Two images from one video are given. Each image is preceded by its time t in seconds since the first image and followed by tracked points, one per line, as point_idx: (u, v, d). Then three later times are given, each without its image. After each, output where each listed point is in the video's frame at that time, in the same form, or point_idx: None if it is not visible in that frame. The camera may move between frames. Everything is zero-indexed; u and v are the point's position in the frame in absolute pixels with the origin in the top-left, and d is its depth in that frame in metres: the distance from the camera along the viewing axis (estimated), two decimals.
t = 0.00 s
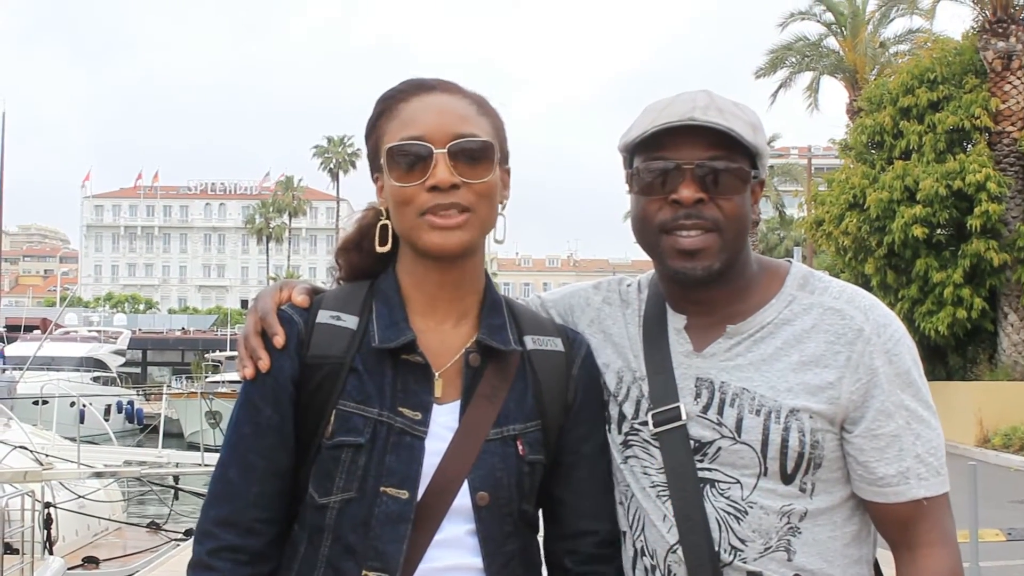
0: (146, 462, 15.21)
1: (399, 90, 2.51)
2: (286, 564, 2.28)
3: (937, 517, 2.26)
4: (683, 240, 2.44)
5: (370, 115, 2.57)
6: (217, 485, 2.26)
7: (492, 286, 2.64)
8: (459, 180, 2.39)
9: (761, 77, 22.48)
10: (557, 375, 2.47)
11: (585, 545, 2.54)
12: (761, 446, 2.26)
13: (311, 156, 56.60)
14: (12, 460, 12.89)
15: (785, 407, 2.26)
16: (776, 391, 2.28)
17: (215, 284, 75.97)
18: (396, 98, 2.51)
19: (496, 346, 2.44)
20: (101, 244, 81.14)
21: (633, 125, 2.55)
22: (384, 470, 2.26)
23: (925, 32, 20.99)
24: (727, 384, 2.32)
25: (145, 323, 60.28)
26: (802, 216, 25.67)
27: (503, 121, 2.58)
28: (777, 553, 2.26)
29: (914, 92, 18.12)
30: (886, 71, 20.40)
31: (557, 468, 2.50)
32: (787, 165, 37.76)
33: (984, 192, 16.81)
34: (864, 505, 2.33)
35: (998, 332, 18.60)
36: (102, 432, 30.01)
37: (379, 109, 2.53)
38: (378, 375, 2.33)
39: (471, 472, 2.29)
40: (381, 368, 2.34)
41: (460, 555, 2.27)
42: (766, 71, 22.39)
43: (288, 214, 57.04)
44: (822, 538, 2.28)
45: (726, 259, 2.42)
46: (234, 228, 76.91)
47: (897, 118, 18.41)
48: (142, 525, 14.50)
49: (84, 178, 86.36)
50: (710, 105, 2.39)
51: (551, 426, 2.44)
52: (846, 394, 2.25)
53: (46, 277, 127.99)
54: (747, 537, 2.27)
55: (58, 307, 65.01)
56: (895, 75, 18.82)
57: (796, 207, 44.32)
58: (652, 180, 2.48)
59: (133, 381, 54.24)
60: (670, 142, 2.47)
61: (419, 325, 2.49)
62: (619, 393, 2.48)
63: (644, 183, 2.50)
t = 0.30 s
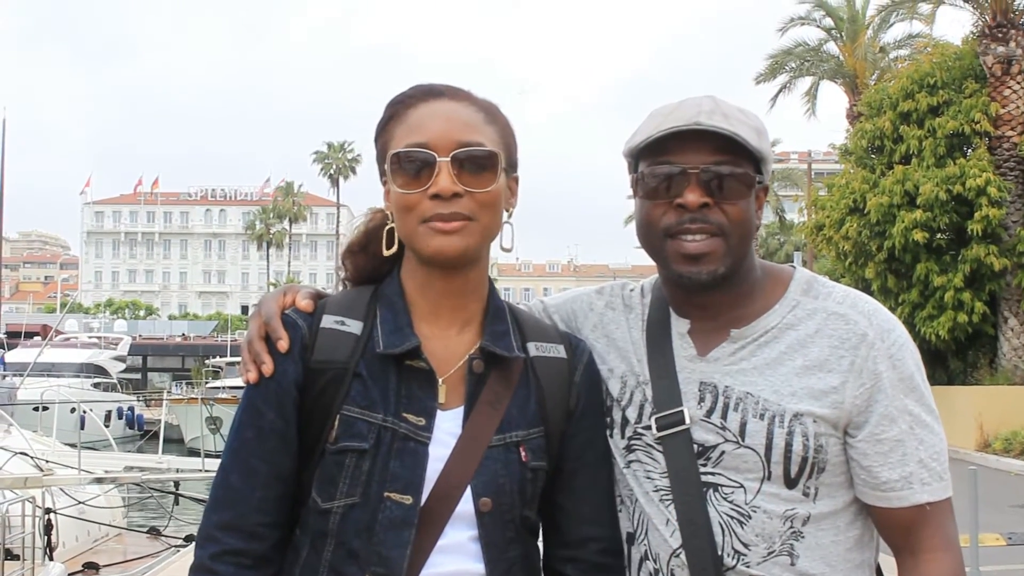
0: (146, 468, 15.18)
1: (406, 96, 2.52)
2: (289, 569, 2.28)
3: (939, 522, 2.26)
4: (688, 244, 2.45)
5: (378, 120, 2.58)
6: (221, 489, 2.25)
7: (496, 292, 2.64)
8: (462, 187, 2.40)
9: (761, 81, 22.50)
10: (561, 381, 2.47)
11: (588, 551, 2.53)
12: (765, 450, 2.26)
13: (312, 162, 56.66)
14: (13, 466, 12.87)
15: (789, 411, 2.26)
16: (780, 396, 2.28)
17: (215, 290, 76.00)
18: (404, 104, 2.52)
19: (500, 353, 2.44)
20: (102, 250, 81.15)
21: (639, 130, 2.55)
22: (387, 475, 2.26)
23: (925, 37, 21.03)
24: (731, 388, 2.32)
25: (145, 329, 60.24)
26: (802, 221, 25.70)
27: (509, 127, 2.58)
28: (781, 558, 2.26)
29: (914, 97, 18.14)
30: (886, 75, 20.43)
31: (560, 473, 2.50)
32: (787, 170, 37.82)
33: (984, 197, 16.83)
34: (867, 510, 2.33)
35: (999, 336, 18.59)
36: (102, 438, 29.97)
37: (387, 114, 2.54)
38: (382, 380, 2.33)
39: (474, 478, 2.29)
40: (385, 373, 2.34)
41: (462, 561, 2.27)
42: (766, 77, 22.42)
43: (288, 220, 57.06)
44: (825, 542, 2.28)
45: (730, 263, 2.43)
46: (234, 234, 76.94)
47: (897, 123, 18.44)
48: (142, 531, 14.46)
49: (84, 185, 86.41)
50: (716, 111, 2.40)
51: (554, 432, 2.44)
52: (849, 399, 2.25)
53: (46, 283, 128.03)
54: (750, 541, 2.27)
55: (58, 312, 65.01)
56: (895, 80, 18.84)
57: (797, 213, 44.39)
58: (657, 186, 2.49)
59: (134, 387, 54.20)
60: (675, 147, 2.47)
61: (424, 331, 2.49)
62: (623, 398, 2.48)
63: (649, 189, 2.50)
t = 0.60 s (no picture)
0: (144, 467, 15.17)
1: (409, 96, 2.52)
2: (288, 570, 2.28)
3: (939, 527, 2.26)
4: (689, 245, 2.45)
5: (381, 121, 2.57)
6: (222, 489, 2.25)
7: (498, 295, 2.65)
8: (464, 189, 2.40)
9: (761, 85, 22.55)
10: (563, 383, 2.47)
11: (588, 553, 2.53)
12: (767, 453, 2.26)
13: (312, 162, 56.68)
14: (11, 464, 12.86)
15: (791, 415, 2.26)
16: (782, 400, 2.28)
17: (214, 290, 76.03)
18: (406, 105, 2.52)
19: (502, 355, 2.44)
20: (101, 250, 81.11)
21: (639, 132, 2.55)
22: (388, 476, 2.26)
23: (925, 41, 21.08)
24: (733, 392, 2.32)
25: (144, 329, 60.21)
26: (801, 224, 25.74)
27: (512, 128, 2.58)
28: (781, 561, 2.26)
29: (914, 100, 18.16)
30: (886, 79, 20.47)
31: (561, 476, 2.50)
32: (787, 173, 37.87)
33: (983, 201, 16.84)
34: (866, 514, 2.33)
35: (997, 340, 18.59)
36: (101, 437, 29.94)
37: (390, 115, 2.54)
38: (384, 381, 2.33)
39: (475, 480, 2.29)
40: (386, 374, 2.34)
41: (462, 563, 2.27)
42: (766, 80, 22.47)
43: (288, 220, 57.05)
44: (824, 546, 2.28)
45: (731, 265, 2.44)
46: (233, 234, 76.97)
47: (897, 126, 18.46)
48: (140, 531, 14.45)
49: (83, 184, 86.39)
50: (717, 112, 2.40)
51: (555, 434, 2.44)
52: (852, 403, 2.25)
53: (44, 283, 127.96)
54: (751, 544, 2.27)
55: (57, 312, 64.96)
56: (895, 83, 18.85)
57: (796, 216, 44.48)
58: (658, 187, 2.49)
59: (132, 386, 54.15)
60: (676, 148, 2.48)
61: (425, 332, 2.49)
62: (625, 401, 2.49)
63: (650, 190, 2.50)
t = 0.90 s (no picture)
0: (144, 465, 15.17)
1: (415, 95, 2.53)
2: (289, 567, 2.27)
3: (940, 532, 2.25)
4: (692, 245, 2.45)
5: (387, 120, 2.58)
6: (223, 486, 2.25)
7: (502, 293, 2.64)
8: (468, 186, 2.40)
9: (763, 86, 22.55)
10: (566, 382, 2.47)
11: (591, 552, 2.52)
12: (768, 457, 2.26)
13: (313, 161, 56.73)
14: (11, 462, 12.86)
15: (793, 419, 2.26)
16: (784, 403, 2.27)
17: (215, 289, 76.09)
18: (412, 104, 2.52)
19: (505, 353, 2.44)
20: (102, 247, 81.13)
21: (645, 132, 2.56)
22: (388, 473, 2.26)
23: (927, 43, 21.07)
24: (735, 395, 2.32)
25: (145, 327, 60.23)
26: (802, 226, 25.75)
27: (518, 128, 2.58)
28: (781, 564, 2.26)
29: (916, 103, 18.14)
30: (888, 81, 20.47)
31: (563, 475, 2.50)
32: (789, 175, 37.87)
33: (985, 203, 16.82)
34: (866, 518, 2.33)
35: (998, 343, 18.57)
36: (101, 435, 29.93)
37: (396, 113, 2.55)
38: (384, 378, 2.33)
39: (477, 478, 2.28)
40: (387, 371, 2.34)
41: (465, 560, 2.26)
42: (767, 81, 22.46)
43: (289, 219, 57.03)
44: (824, 549, 2.27)
45: (734, 265, 2.43)
46: (234, 232, 77.00)
47: (899, 128, 18.45)
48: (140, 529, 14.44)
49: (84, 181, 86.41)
50: (722, 112, 2.40)
51: (557, 433, 2.44)
52: (853, 408, 2.24)
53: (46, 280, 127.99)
54: (751, 547, 2.27)
55: (58, 309, 64.95)
56: (897, 85, 18.84)
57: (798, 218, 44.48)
58: (663, 187, 2.49)
59: (133, 384, 54.16)
60: (681, 148, 2.48)
61: (429, 329, 2.49)
62: (627, 400, 2.49)
63: (655, 190, 2.51)
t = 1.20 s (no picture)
0: (145, 466, 15.16)
1: (416, 97, 2.54)
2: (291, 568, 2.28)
3: (940, 534, 2.26)
4: (688, 246, 2.45)
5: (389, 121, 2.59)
6: (224, 487, 2.25)
7: (504, 294, 2.65)
8: (465, 185, 2.40)
9: (763, 87, 22.54)
10: (567, 384, 2.47)
11: (593, 552, 2.52)
12: (768, 458, 2.26)
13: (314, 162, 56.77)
14: (12, 463, 12.85)
15: (794, 420, 2.26)
16: (785, 404, 2.28)
17: (216, 289, 76.12)
18: (413, 106, 2.53)
19: (506, 354, 2.44)
20: (103, 248, 81.15)
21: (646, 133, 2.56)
22: (389, 474, 2.26)
23: (928, 45, 21.08)
24: (735, 396, 2.32)
25: (145, 327, 60.25)
26: (802, 228, 25.74)
27: (519, 129, 2.58)
28: (781, 565, 2.26)
29: (917, 104, 18.14)
30: (889, 82, 20.48)
31: (564, 476, 2.50)
32: (789, 176, 37.86)
33: (985, 204, 16.83)
34: (867, 520, 2.33)
35: (998, 344, 18.56)
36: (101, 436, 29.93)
37: (397, 115, 2.56)
38: (385, 379, 2.34)
39: (478, 479, 2.28)
40: (388, 372, 2.35)
41: (466, 562, 2.27)
42: (768, 82, 22.45)
43: (290, 219, 57.02)
44: (825, 551, 2.28)
45: (731, 266, 2.43)
46: (235, 233, 77.02)
47: (900, 129, 18.45)
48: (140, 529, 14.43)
49: (85, 182, 86.43)
50: (720, 114, 2.40)
51: (559, 434, 2.44)
52: (854, 410, 2.25)
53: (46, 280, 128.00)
54: (751, 548, 2.27)
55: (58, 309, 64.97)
56: (898, 87, 18.85)
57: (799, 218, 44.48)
58: (663, 188, 2.49)
59: (133, 385, 54.15)
60: (680, 149, 2.48)
61: (429, 330, 2.49)
62: (628, 402, 2.49)
63: (655, 191, 2.51)
